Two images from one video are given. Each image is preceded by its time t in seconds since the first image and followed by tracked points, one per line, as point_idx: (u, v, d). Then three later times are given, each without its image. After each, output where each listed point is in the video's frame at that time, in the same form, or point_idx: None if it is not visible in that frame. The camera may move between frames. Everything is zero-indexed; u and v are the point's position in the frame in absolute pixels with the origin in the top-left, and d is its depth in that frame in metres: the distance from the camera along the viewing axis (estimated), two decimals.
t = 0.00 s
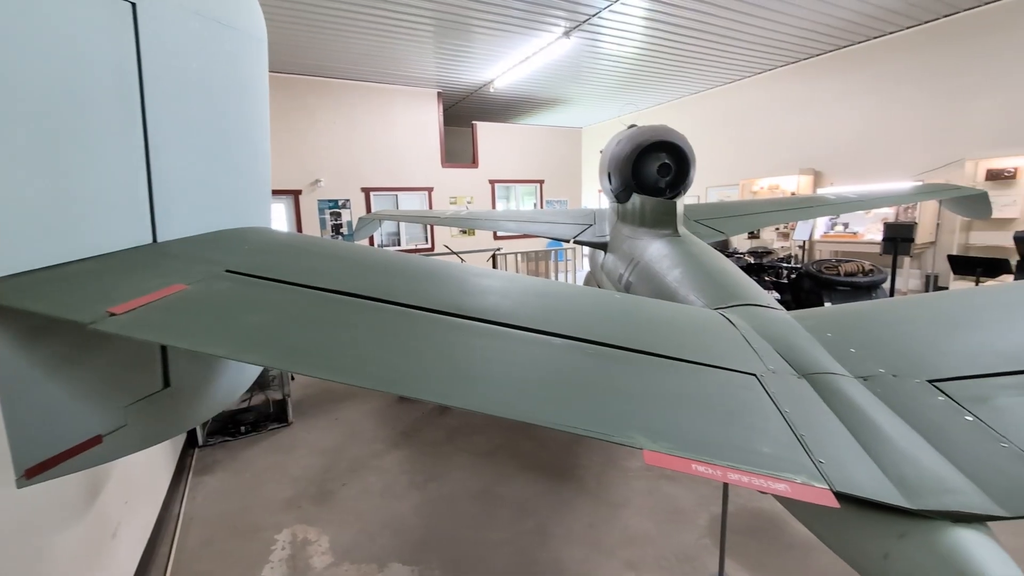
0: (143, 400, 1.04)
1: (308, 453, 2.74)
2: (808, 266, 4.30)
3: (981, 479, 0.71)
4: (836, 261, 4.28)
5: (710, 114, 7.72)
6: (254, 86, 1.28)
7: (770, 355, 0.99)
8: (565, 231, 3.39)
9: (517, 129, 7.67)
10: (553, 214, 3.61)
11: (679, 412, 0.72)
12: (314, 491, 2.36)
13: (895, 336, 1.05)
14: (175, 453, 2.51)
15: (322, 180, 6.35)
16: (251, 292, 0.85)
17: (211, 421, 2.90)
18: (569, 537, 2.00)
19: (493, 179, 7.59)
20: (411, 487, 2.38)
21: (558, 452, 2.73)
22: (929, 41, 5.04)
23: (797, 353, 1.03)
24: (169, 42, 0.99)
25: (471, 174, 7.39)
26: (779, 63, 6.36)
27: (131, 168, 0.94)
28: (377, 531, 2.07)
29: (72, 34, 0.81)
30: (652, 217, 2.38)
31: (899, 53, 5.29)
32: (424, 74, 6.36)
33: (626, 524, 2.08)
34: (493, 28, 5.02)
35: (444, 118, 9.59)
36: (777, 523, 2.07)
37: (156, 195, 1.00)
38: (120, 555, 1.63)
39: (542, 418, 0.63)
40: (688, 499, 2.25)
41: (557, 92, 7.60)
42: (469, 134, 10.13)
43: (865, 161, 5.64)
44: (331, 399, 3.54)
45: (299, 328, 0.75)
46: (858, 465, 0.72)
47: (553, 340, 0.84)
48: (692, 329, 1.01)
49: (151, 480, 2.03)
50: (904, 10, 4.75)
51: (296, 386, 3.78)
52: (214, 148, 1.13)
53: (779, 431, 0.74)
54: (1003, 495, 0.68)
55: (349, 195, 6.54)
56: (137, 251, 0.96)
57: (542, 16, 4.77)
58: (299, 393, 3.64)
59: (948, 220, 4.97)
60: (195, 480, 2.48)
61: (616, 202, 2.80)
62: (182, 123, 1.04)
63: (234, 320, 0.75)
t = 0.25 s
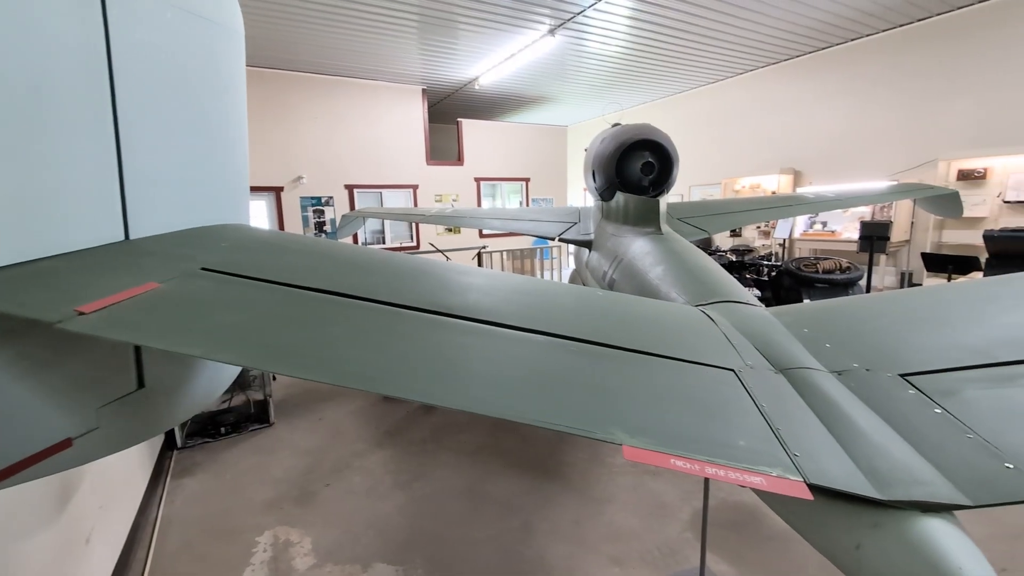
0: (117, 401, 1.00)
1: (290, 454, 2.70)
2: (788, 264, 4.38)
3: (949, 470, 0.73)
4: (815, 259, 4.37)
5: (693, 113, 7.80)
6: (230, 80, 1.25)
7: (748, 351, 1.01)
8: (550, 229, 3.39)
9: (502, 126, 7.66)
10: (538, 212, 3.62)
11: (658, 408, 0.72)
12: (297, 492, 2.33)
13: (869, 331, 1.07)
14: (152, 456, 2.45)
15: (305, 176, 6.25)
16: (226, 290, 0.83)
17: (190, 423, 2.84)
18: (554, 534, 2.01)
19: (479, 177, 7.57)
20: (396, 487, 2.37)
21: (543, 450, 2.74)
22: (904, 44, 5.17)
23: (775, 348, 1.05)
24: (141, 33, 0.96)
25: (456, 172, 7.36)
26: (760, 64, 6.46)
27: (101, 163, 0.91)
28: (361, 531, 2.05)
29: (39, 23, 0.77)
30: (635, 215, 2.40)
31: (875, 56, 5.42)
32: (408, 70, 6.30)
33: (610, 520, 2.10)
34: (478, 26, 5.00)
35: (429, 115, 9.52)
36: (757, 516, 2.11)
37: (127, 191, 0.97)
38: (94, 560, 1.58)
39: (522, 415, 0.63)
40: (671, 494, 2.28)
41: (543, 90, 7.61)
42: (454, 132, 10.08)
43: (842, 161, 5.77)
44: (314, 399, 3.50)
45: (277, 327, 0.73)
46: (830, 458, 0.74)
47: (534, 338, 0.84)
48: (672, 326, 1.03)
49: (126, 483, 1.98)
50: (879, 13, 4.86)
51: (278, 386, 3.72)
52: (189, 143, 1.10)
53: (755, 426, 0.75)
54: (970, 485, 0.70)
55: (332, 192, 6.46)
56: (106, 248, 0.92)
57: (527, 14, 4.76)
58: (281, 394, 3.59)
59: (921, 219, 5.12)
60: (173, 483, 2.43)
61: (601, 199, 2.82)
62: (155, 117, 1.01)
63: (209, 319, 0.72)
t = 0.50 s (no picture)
0: (90, 403, 0.97)
1: (273, 454, 2.67)
2: (770, 262, 4.45)
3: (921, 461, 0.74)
4: (796, 257, 4.45)
5: (678, 113, 7.87)
6: (208, 74, 1.22)
7: (729, 347, 1.02)
8: (537, 227, 3.40)
9: (489, 124, 7.64)
10: (524, 210, 3.62)
11: (641, 404, 0.73)
12: (280, 493, 2.31)
13: (846, 327, 1.09)
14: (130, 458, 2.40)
15: (288, 173, 6.16)
16: (204, 288, 0.82)
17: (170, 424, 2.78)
18: (540, 531, 2.01)
19: (466, 175, 7.54)
20: (381, 486, 2.35)
21: (530, 447, 2.74)
22: (882, 47, 5.28)
23: (756, 345, 1.07)
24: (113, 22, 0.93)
25: (442, 170, 7.32)
26: (743, 64, 6.54)
27: (73, 157, 0.88)
28: (346, 531, 2.03)
29: (6, 16, 0.74)
30: (621, 213, 2.42)
31: (854, 58, 5.54)
32: (394, 67, 6.25)
33: (596, 516, 2.11)
34: (464, 23, 4.97)
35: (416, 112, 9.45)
36: (740, 509, 2.15)
37: (101, 186, 0.94)
38: (68, 566, 1.54)
39: (503, 412, 0.64)
40: (655, 490, 2.31)
41: (530, 89, 7.61)
42: (441, 129, 10.03)
43: (822, 161, 5.89)
44: (298, 399, 3.46)
45: (256, 326, 0.72)
46: (807, 451, 0.75)
47: (518, 335, 0.84)
48: (655, 323, 1.04)
49: (103, 487, 1.93)
50: (859, 16, 4.96)
51: (261, 386, 3.67)
52: (165, 138, 1.08)
53: (735, 420, 0.76)
54: (940, 476, 0.72)
55: (317, 189, 6.38)
56: (79, 245, 0.90)
57: (513, 12, 4.75)
58: (264, 394, 3.53)
59: (899, 217, 5.25)
60: (152, 486, 2.38)
61: (587, 198, 2.83)
62: (129, 111, 0.98)
63: (185, 319, 0.71)
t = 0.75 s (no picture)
0: (66, 405, 0.94)
1: (258, 456, 2.63)
2: (754, 261, 4.52)
3: (897, 455, 0.76)
4: (779, 256, 4.53)
5: (664, 113, 7.95)
6: (188, 69, 1.20)
7: (713, 345, 1.04)
8: (524, 226, 3.40)
9: (477, 123, 7.63)
10: (512, 209, 3.62)
11: (625, 401, 0.74)
12: (265, 494, 2.28)
13: (826, 325, 1.11)
14: (109, 461, 2.35)
15: (273, 171, 6.07)
16: (182, 287, 0.80)
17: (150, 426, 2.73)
18: (527, 529, 2.02)
19: (454, 173, 7.51)
20: (367, 487, 2.33)
21: (518, 446, 2.75)
22: (862, 50, 5.40)
23: (739, 343, 1.08)
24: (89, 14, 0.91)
25: (430, 168, 7.28)
26: (728, 66, 6.63)
27: (45, 151, 0.85)
28: (331, 532, 2.01)
29: None
30: (608, 212, 2.43)
31: (836, 60, 5.64)
32: (381, 64, 6.20)
33: (583, 513, 2.13)
34: (452, 20, 4.95)
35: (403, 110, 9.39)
36: (724, 505, 2.18)
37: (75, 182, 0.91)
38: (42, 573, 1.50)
39: (486, 410, 0.64)
40: (642, 486, 2.33)
41: (518, 87, 7.61)
42: (428, 128, 9.98)
43: (805, 162, 6.00)
44: (283, 400, 3.42)
45: (239, 325, 0.71)
46: (789, 447, 0.76)
47: (503, 334, 0.84)
48: (640, 321, 1.05)
49: (80, 490, 1.89)
50: (840, 19, 5.06)
51: (245, 387, 3.61)
52: (142, 132, 1.05)
53: (717, 417, 0.77)
54: (916, 469, 0.73)
55: (302, 187, 6.30)
56: (52, 242, 0.87)
57: (501, 10, 4.75)
58: (248, 395, 3.48)
59: (879, 217, 5.36)
60: (132, 489, 2.33)
61: (574, 197, 2.84)
62: (106, 106, 0.96)
63: (165, 319, 0.69)
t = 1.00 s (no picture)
0: (39, 409, 0.91)
1: (243, 457, 2.59)
2: (740, 260, 4.57)
3: (876, 450, 0.77)
4: (764, 256, 4.59)
5: (652, 114, 8.00)
6: (167, 63, 1.17)
7: (698, 343, 1.05)
8: (513, 225, 3.40)
9: (466, 122, 7.60)
10: (501, 208, 3.61)
11: (611, 400, 0.74)
12: (250, 496, 2.25)
13: (809, 324, 1.13)
14: (89, 464, 2.30)
15: (259, 168, 5.99)
16: (162, 286, 0.78)
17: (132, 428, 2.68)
18: (516, 528, 2.02)
19: (443, 172, 7.48)
20: (355, 487, 2.32)
21: (506, 445, 2.75)
22: (845, 54, 5.50)
23: (724, 341, 1.10)
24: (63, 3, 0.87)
25: (418, 166, 7.24)
26: (715, 67, 6.70)
27: (17, 145, 0.82)
28: (318, 534, 1.99)
29: None
30: (596, 212, 2.45)
31: (820, 63, 5.73)
32: (369, 62, 6.15)
33: (571, 511, 2.13)
34: (440, 18, 4.93)
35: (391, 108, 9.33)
36: (711, 501, 2.20)
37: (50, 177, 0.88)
38: None
39: (471, 409, 0.63)
40: (630, 484, 2.34)
41: (507, 87, 7.60)
42: (417, 126, 9.92)
43: (790, 163, 6.08)
44: (269, 400, 3.37)
45: (221, 325, 0.69)
46: (771, 444, 0.78)
47: (490, 332, 0.84)
48: (627, 320, 1.06)
49: (58, 494, 1.84)
50: (824, 23, 5.14)
51: (230, 387, 3.56)
52: (121, 126, 1.01)
53: (701, 414, 0.78)
54: (894, 464, 0.74)
55: (289, 185, 6.23)
56: (26, 241, 0.84)
57: (490, 9, 4.74)
58: (233, 396, 3.43)
59: (862, 218, 5.46)
60: (112, 492, 2.28)
61: (563, 196, 2.84)
62: (83, 99, 0.93)
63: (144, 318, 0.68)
